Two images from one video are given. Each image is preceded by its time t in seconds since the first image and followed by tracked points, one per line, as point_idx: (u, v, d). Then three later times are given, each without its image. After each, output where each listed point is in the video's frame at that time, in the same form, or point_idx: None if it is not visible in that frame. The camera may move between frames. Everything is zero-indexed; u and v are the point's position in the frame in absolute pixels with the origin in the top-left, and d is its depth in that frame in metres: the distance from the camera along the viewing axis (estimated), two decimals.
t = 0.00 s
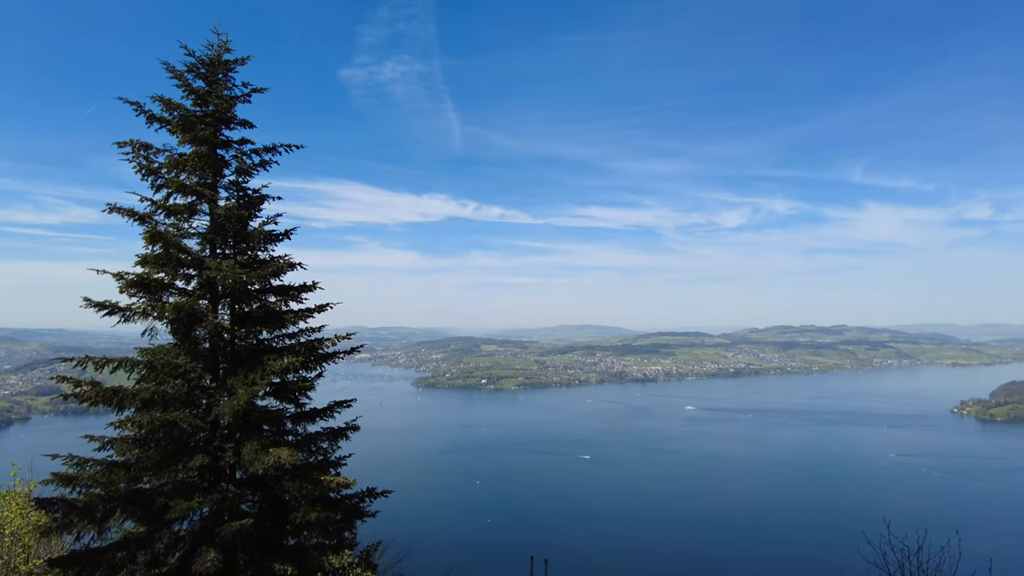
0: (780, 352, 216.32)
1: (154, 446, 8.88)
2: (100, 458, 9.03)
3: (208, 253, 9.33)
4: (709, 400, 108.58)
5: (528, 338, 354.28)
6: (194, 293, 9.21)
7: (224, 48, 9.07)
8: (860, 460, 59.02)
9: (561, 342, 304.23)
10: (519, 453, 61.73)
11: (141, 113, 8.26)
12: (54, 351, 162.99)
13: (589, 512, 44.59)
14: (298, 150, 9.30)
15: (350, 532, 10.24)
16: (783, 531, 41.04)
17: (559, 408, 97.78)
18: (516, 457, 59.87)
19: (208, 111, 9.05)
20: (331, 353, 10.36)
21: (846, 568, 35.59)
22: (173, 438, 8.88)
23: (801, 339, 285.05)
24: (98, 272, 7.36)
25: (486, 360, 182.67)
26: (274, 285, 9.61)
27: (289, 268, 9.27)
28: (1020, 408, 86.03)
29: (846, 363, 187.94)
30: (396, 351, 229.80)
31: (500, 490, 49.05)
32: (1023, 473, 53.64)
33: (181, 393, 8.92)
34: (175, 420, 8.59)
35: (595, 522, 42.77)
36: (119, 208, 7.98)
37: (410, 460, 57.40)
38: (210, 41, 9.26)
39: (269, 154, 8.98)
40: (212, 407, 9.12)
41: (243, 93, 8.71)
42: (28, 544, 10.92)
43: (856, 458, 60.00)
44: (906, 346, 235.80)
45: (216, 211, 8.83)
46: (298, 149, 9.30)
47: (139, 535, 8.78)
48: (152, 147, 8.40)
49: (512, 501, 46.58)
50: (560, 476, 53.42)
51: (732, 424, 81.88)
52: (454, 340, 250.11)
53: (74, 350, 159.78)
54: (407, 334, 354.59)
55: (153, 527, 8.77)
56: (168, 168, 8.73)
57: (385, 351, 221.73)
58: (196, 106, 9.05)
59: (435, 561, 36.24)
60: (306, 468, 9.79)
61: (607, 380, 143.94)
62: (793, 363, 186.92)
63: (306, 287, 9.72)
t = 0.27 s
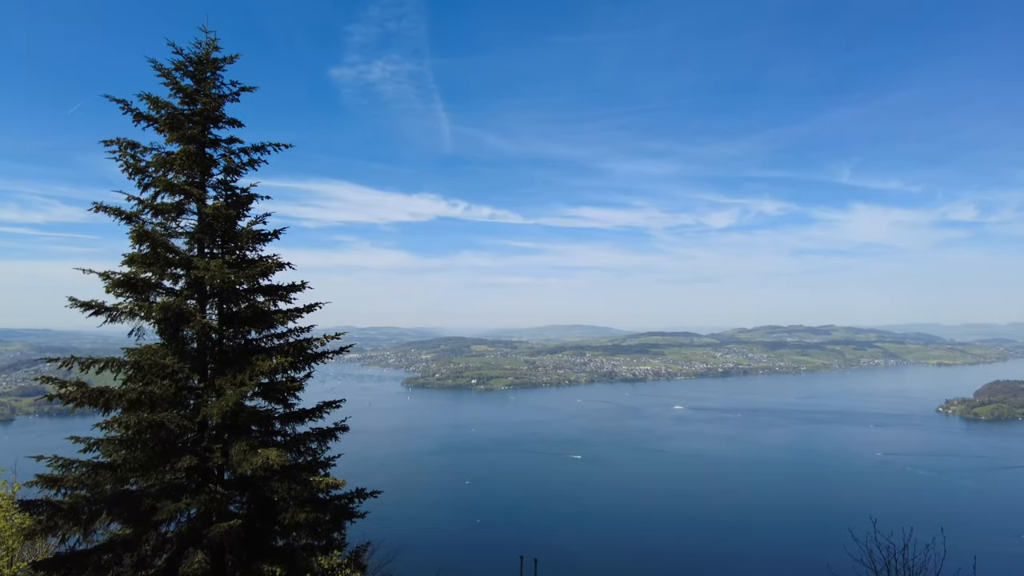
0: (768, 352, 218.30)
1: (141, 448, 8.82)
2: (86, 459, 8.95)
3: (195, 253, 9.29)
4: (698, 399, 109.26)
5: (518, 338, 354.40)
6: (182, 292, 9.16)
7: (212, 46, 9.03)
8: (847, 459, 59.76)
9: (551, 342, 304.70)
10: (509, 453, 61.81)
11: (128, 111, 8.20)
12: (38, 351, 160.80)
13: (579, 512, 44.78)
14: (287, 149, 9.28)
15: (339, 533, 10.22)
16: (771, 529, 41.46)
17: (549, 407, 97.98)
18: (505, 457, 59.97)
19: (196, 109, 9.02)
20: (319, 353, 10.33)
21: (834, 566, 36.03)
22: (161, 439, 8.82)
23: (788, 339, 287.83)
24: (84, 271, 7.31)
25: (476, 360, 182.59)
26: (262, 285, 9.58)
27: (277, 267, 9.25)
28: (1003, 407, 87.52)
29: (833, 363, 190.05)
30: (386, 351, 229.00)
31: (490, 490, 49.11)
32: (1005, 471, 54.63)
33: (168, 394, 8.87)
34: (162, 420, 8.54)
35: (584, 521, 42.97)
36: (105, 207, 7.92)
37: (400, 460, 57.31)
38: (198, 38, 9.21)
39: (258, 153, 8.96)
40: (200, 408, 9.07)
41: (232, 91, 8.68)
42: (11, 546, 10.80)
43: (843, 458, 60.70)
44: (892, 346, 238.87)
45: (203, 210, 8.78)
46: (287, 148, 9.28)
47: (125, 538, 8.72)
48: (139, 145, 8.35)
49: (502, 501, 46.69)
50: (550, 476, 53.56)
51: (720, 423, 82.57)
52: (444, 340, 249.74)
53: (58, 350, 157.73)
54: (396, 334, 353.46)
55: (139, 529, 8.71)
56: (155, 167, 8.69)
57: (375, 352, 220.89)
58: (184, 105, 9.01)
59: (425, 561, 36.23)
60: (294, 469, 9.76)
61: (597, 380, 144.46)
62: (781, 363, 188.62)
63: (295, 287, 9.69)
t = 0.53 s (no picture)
0: (757, 352, 219.97)
1: (129, 448, 8.76)
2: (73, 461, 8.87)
3: (184, 252, 9.24)
4: (688, 399, 109.87)
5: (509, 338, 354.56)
6: (171, 292, 9.11)
7: (201, 45, 8.99)
8: (834, 458, 60.36)
9: (542, 342, 305.17)
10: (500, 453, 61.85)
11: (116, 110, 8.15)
12: (23, 351, 158.82)
13: (570, 511, 44.91)
14: (277, 148, 9.25)
15: (329, 534, 10.20)
16: (761, 528, 41.80)
17: (540, 407, 98.12)
18: (496, 457, 60.03)
19: (185, 108, 8.96)
20: (309, 354, 10.31)
21: (822, 564, 36.41)
22: (149, 440, 8.77)
23: (778, 339, 290.15)
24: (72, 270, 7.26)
25: (467, 360, 182.54)
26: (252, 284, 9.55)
27: (267, 267, 9.22)
28: (988, 406, 88.87)
29: (821, 363, 191.83)
30: (375, 350, 228.66)
31: (481, 490, 49.15)
32: (990, 470, 55.42)
33: (156, 394, 8.82)
34: (150, 421, 8.48)
35: (574, 521, 43.10)
36: (93, 206, 7.86)
37: (390, 460, 57.21)
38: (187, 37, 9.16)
39: (248, 152, 8.93)
40: (189, 409, 9.03)
41: (222, 90, 8.65)
42: None
43: (831, 456, 61.32)
44: (879, 346, 241.55)
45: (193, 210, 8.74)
46: (278, 147, 9.25)
47: (112, 539, 8.65)
48: (128, 144, 8.29)
49: (493, 500, 46.74)
50: (541, 476, 53.68)
51: (710, 423, 83.11)
52: (434, 340, 249.39)
53: (43, 350, 155.84)
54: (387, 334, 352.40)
55: (127, 531, 8.65)
56: (144, 166, 8.63)
57: (365, 351, 220.10)
58: (174, 103, 8.96)
59: (416, 561, 36.22)
60: (284, 470, 9.75)
61: (588, 380, 144.82)
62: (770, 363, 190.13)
63: (285, 287, 9.67)
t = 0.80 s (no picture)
0: (748, 352, 221.58)
1: (119, 449, 8.70)
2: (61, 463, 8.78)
3: (174, 251, 9.18)
4: (679, 399, 110.45)
5: (501, 338, 354.66)
6: (160, 292, 9.07)
7: (192, 42, 8.94)
8: (825, 458, 60.91)
9: (534, 342, 305.43)
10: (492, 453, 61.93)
11: (105, 107, 8.07)
12: (9, 351, 157.02)
13: (561, 510, 45.10)
14: (268, 146, 9.20)
15: (321, 534, 10.16)
16: (752, 527, 42.15)
17: (532, 407, 98.25)
18: (487, 457, 60.08)
19: (175, 106, 8.91)
20: (300, 353, 10.27)
21: (813, 562, 36.72)
22: (138, 440, 8.71)
23: (768, 339, 292.17)
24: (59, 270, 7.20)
25: (459, 360, 182.40)
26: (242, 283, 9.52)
27: (258, 266, 9.18)
28: (975, 405, 90.04)
29: (811, 363, 193.42)
30: (367, 351, 227.93)
31: (472, 490, 49.21)
32: (976, 469, 56.17)
33: (146, 394, 8.77)
34: (139, 421, 8.44)
35: (566, 521, 43.15)
36: (81, 205, 7.78)
37: (381, 460, 57.11)
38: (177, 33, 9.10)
39: (239, 150, 8.88)
40: (178, 409, 8.99)
41: (212, 88, 8.61)
42: None
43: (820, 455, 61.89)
44: (868, 346, 243.88)
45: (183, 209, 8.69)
46: (269, 145, 9.21)
47: (100, 540, 8.58)
48: (117, 142, 8.24)
49: (485, 500, 46.81)
50: (532, 475, 53.82)
51: (701, 422, 83.70)
52: (426, 340, 249.00)
53: (29, 350, 154.15)
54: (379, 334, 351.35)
55: (115, 532, 8.60)
56: (134, 164, 8.58)
57: (356, 352, 219.36)
58: (163, 101, 8.92)
59: (408, 561, 36.23)
60: (275, 470, 9.70)
61: (580, 380, 145.23)
62: (761, 363, 191.54)
63: (275, 285, 9.63)
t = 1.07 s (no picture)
0: (738, 352, 222.99)
1: (107, 450, 8.65)
2: (48, 464, 8.71)
3: (163, 251, 9.14)
4: (670, 398, 111.06)
5: (492, 338, 354.63)
6: (150, 291, 9.02)
7: (182, 40, 8.91)
8: (814, 457, 61.45)
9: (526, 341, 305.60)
10: (483, 453, 61.90)
11: (93, 106, 8.03)
12: None
13: (553, 510, 45.15)
14: (259, 146, 9.19)
15: (312, 535, 10.15)
16: (742, 526, 42.47)
17: (523, 407, 98.34)
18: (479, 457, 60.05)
19: (165, 105, 8.88)
20: (291, 354, 10.26)
21: (802, 561, 37.01)
22: (128, 441, 8.67)
23: (758, 339, 294.14)
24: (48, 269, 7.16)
25: (450, 360, 182.18)
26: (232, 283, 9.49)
27: (249, 266, 9.16)
28: (962, 405, 91.19)
29: (802, 362, 194.98)
30: (358, 351, 227.03)
31: (464, 490, 49.16)
32: (963, 467, 56.89)
33: (135, 394, 8.73)
34: (129, 421, 8.40)
35: (556, 521, 43.21)
36: (69, 204, 7.74)
37: (372, 460, 56.95)
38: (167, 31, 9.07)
39: (229, 149, 8.86)
40: (168, 409, 8.95)
41: (202, 87, 8.59)
42: None
43: (810, 455, 62.42)
44: (857, 346, 246.24)
45: (172, 208, 8.65)
46: (259, 144, 9.19)
47: (89, 542, 8.51)
48: (106, 140, 8.19)
49: (477, 500, 46.81)
50: (525, 475, 53.89)
51: (692, 422, 84.17)
52: (417, 339, 248.42)
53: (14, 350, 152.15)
54: (370, 334, 349.93)
55: (103, 534, 8.54)
56: (123, 163, 8.53)
57: (347, 352, 218.34)
58: (153, 99, 8.88)
59: (399, 561, 36.18)
60: (266, 471, 9.67)
61: (572, 380, 145.52)
62: (751, 362, 192.86)
63: (266, 285, 9.61)
